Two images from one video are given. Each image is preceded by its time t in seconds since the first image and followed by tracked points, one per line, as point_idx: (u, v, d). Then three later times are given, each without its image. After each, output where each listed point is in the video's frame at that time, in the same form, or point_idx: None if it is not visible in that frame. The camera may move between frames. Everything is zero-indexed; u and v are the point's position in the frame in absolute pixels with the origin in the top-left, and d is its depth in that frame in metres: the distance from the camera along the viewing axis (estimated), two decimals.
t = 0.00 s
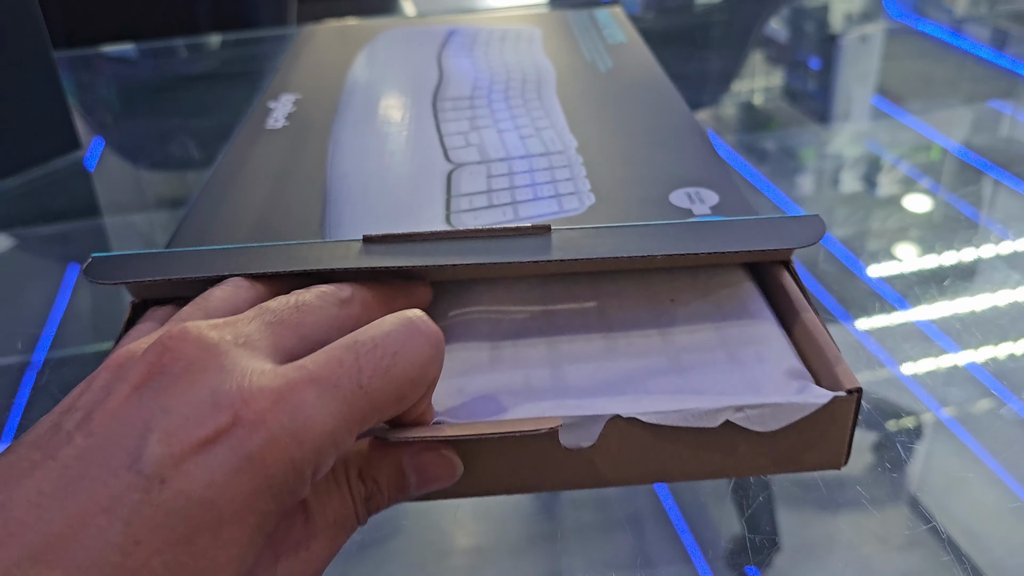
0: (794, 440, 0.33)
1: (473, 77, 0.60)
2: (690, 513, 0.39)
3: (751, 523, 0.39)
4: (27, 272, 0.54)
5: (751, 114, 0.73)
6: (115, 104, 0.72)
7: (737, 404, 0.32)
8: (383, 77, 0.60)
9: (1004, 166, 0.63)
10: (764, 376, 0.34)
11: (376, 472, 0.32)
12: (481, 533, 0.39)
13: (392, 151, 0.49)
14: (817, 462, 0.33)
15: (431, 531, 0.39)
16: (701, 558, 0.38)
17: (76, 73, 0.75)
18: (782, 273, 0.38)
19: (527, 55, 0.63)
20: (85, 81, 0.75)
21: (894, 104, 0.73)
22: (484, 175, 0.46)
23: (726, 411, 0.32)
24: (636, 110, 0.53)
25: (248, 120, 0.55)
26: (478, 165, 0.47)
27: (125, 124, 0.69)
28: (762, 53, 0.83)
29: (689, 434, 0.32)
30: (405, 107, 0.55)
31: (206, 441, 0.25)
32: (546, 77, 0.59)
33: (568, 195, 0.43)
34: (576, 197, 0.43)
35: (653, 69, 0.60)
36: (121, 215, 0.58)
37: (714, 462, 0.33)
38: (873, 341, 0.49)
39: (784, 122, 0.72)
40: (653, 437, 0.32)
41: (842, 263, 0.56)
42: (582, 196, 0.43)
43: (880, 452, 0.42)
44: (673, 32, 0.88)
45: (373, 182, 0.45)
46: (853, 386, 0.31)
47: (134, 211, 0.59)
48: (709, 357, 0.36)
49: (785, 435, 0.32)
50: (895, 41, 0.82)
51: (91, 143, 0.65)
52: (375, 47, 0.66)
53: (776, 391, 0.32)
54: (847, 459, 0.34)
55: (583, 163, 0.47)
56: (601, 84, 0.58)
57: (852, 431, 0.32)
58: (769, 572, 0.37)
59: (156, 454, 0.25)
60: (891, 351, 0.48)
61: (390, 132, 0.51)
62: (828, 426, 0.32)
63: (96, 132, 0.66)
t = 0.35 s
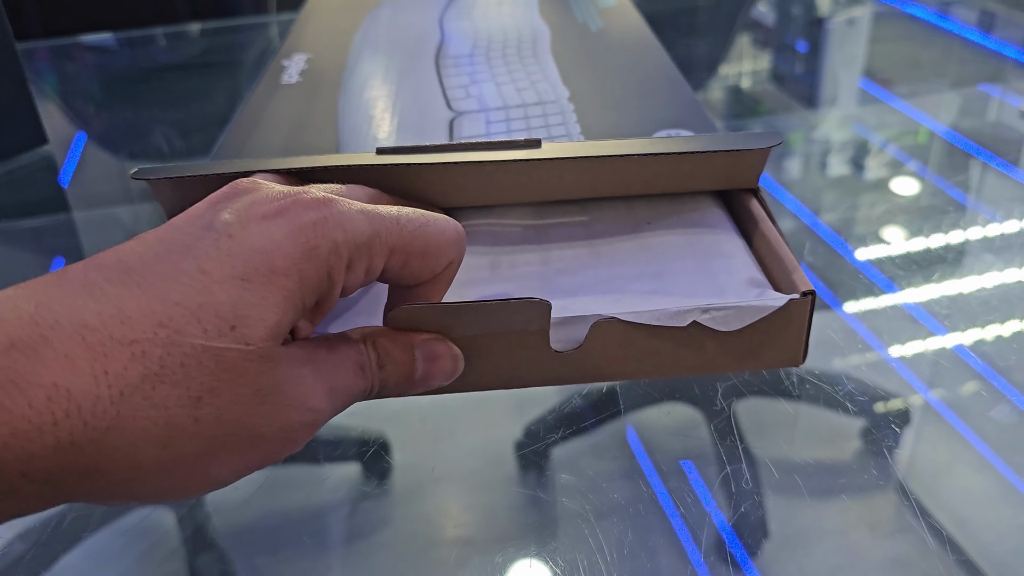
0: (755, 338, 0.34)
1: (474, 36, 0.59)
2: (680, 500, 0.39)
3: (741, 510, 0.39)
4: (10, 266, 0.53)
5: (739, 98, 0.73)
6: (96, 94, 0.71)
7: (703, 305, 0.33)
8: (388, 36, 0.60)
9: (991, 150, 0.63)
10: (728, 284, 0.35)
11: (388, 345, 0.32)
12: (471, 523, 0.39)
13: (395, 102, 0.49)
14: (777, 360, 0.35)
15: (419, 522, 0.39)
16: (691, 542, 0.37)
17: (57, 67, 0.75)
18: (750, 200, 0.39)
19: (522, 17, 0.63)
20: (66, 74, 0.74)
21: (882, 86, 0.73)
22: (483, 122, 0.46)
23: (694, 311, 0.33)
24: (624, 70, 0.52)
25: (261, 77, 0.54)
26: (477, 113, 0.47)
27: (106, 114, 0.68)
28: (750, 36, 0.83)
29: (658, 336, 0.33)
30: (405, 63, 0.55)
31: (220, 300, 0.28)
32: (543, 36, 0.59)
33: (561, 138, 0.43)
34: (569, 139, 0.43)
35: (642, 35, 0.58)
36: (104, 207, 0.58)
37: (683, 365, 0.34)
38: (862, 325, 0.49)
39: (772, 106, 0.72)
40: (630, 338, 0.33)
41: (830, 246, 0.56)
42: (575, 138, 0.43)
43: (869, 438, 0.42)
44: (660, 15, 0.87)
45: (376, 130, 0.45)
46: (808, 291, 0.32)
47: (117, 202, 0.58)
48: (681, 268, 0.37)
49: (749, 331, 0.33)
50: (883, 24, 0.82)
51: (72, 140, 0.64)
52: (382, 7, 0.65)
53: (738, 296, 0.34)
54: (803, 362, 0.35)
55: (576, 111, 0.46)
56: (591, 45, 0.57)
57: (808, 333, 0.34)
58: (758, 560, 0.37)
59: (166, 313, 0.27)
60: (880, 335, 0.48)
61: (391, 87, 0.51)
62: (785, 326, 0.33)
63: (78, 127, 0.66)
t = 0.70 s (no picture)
0: (732, 355, 0.34)
1: (459, 41, 0.59)
2: (674, 497, 0.39)
3: (734, 507, 0.39)
4: None
5: (730, 93, 0.73)
6: (83, 98, 0.71)
7: (680, 323, 0.33)
8: (374, 41, 0.59)
9: (981, 143, 0.64)
10: (708, 298, 0.35)
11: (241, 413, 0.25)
12: (465, 523, 0.39)
13: (379, 109, 0.49)
14: (756, 376, 0.35)
15: (414, 522, 0.39)
16: (686, 539, 0.37)
17: (45, 71, 0.75)
18: (733, 216, 0.40)
19: (511, 20, 0.63)
20: (54, 77, 0.74)
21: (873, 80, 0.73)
22: (464, 131, 0.46)
23: (671, 329, 0.33)
24: (611, 71, 0.52)
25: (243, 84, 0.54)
26: (459, 121, 0.47)
27: (94, 118, 0.68)
28: (739, 31, 0.83)
29: (636, 351, 0.34)
30: (390, 68, 0.55)
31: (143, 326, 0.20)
32: (528, 41, 0.58)
33: (541, 147, 0.43)
34: (548, 149, 0.43)
35: (629, 37, 0.58)
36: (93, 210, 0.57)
37: (660, 380, 0.35)
38: (854, 318, 0.49)
39: (763, 102, 0.71)
40: (606, 356, 0.34)
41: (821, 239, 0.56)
42: (555, 147, 0.43)
43: (861, 432, 0.42)
44: (650, 13, 0.87)
45: (356, 138, 0.45)
46: (785, 309, 0.33)
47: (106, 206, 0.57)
48: (660, 280, 0.38)
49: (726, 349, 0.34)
50: (872, 18, 0.82)
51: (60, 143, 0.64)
52: (369, 11, 0.65)
53: (715, 312, 0.34)
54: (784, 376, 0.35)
55: (557, 119, 0.46)
56: (581, 47, 0.57)
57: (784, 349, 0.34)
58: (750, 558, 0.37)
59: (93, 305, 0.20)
60: (872, 327, 0.48)
61: (377, 91, 0.51)
62: (760, 344, 0.34)
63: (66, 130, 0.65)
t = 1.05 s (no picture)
0: (743, 339, 0.35)
1: (463, 36, 0.59)
2: (674, 494, 0.39)
3: (735, 504, 0.39)
4: None
5: (730, 93, 0.73)
6: (85, 95, 0.71)
7: (693, 308, 0.34)
8: (378, 36, 0.59)
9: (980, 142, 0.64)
10: (717, 284, 0.36)
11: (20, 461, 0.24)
12: (467, 519, 0.39)
13: (386, 102, 0.49)
14: (765, 362, 0.35)
15: (415, 519, 0.39)
16: (686, 537, 0.37)
17: (47, 68, 0.75)
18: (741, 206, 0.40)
19: (514, 16, 0.63)
20: (56, 74, 0.74)
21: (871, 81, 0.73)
22: (472, 122, 0.46)
23: (683, 314, 0.34)
24: (614, 66, 0.52)
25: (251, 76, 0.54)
26: (467, 113, 0.47)
27: (96, 116, 0.68)
28: (739, 31, 0.83)
29: (648, 336, 0.34)
30: (396, 63, 0.55)
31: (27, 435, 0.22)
32: (533, 36, 0.59)
33: (549, 138, 0.43)
34: (557, 140, 0.43)
35: (633, 32, 0.59)
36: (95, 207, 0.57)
37: (671, 365, 0.35)
38: (853, 318, 0.49)
39: (762, 103, 0.72)
40: (619, 341, 0.34)
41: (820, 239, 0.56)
42: (563, 138, 0.43)
43: (862, 431, 0.42)
44: (650, 13, 0.87)
45: (365, 130, 0.45)
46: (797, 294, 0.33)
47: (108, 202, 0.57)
48: (667, 267, 0.38)
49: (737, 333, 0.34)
50: (871, 18, 0.83)
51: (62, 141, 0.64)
52: (372, 6, 0.65)
53: (726, 296, 0.35)
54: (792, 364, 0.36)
55: (564, 111, 0.46)
56: (585, 43, 0.57)
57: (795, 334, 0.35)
58: (752, 553, 0.37)
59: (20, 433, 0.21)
60: (871, 327, 0.48)
61: (382, 86, 0.51)
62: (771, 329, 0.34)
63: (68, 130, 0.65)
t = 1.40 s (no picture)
0: (730, 351, 0.35)
1: (455, 44, 0.59)
2: (667, 496, 0.40)
3: (727, 506, 0.39)
4: None
5: (722, 95, 0.73)
6: (78, 100, 0.71)
7: (679, 320, 0.34)
8: (370, 43, 0.59)
9: (971, 144, 0.64)
10: (704, 296, 0.36)
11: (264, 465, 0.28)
12: (461, 522, 0.39)
13: (376, 111, 0.49)
14: (752, 373, 0.36)
15: (409, 521, 0.39)
16: (679, 538, 0.38)
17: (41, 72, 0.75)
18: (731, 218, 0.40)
19: (507, 22, 0.63)
20: (49, 79, 0.74)
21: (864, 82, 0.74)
22: (462, 131, 0.46)
23: (670, 326, 0.34)
24: (607, 72, 0.52)
25: (243, 86, 0.54)
26: (457, 123, 0.47)
27: (89, 120, 0.68)
28: (732, 34, 0.83)
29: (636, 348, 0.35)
30: (387, 70, 0.55)
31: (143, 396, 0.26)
32: (524, 45, 0.59)
33: (539, 147, 0.43)
34: (547, 149, 0.43)
35: (624, 38, 0.59)
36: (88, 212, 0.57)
37: (659, 375, 0.36)
38: (846, 317, 0.49)
39: (755, 104, 0.72)
40: (607, 353, 0.35)
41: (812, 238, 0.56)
42: (552, 148, 0.43)
43: (854, 431, 0.42)
44: (643, 15, 0.88)
45: (355, 139, 0.45)
46: (783, 305, 0.34)
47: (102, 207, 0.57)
48: (658, 277, 0.38)
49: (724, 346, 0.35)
50: (863, 20, 0.83)
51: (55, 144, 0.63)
52: (366, 14, 0.65)
53: (712, 308, 0.35)
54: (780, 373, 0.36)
55: (554, 120, 0.46)
56: (577, 49, 0.57)
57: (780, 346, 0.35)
58: (744, 555, 0.37)
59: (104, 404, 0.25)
60: (863, 327, 0.49)
61: (373, 93, 0.51)
62: (758, 342, 0.35)
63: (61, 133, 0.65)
